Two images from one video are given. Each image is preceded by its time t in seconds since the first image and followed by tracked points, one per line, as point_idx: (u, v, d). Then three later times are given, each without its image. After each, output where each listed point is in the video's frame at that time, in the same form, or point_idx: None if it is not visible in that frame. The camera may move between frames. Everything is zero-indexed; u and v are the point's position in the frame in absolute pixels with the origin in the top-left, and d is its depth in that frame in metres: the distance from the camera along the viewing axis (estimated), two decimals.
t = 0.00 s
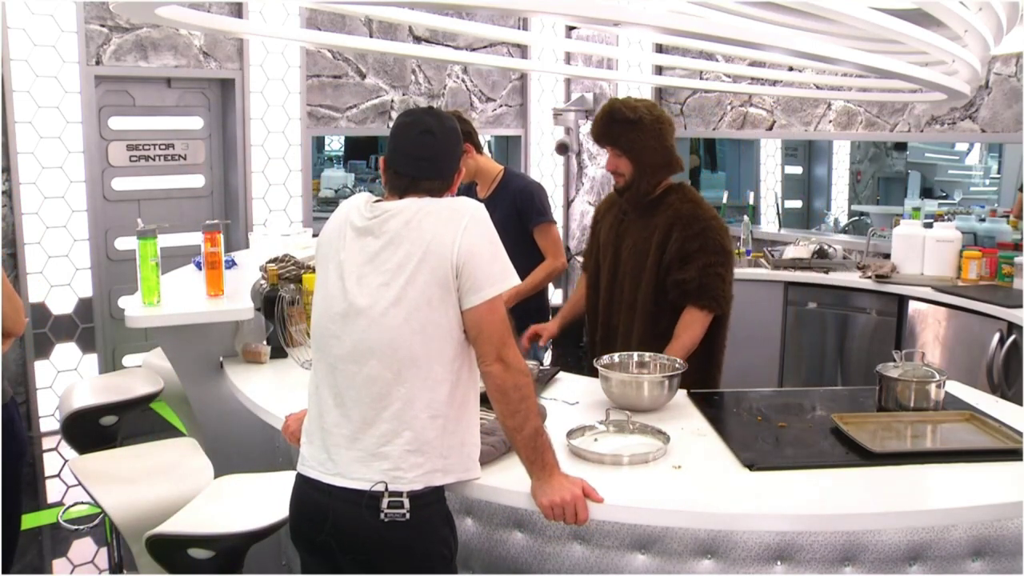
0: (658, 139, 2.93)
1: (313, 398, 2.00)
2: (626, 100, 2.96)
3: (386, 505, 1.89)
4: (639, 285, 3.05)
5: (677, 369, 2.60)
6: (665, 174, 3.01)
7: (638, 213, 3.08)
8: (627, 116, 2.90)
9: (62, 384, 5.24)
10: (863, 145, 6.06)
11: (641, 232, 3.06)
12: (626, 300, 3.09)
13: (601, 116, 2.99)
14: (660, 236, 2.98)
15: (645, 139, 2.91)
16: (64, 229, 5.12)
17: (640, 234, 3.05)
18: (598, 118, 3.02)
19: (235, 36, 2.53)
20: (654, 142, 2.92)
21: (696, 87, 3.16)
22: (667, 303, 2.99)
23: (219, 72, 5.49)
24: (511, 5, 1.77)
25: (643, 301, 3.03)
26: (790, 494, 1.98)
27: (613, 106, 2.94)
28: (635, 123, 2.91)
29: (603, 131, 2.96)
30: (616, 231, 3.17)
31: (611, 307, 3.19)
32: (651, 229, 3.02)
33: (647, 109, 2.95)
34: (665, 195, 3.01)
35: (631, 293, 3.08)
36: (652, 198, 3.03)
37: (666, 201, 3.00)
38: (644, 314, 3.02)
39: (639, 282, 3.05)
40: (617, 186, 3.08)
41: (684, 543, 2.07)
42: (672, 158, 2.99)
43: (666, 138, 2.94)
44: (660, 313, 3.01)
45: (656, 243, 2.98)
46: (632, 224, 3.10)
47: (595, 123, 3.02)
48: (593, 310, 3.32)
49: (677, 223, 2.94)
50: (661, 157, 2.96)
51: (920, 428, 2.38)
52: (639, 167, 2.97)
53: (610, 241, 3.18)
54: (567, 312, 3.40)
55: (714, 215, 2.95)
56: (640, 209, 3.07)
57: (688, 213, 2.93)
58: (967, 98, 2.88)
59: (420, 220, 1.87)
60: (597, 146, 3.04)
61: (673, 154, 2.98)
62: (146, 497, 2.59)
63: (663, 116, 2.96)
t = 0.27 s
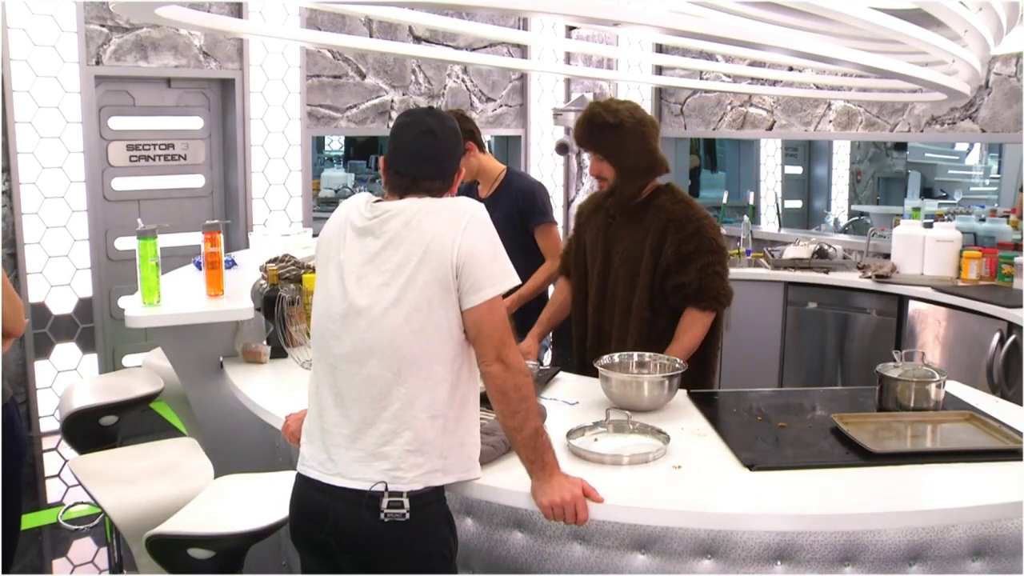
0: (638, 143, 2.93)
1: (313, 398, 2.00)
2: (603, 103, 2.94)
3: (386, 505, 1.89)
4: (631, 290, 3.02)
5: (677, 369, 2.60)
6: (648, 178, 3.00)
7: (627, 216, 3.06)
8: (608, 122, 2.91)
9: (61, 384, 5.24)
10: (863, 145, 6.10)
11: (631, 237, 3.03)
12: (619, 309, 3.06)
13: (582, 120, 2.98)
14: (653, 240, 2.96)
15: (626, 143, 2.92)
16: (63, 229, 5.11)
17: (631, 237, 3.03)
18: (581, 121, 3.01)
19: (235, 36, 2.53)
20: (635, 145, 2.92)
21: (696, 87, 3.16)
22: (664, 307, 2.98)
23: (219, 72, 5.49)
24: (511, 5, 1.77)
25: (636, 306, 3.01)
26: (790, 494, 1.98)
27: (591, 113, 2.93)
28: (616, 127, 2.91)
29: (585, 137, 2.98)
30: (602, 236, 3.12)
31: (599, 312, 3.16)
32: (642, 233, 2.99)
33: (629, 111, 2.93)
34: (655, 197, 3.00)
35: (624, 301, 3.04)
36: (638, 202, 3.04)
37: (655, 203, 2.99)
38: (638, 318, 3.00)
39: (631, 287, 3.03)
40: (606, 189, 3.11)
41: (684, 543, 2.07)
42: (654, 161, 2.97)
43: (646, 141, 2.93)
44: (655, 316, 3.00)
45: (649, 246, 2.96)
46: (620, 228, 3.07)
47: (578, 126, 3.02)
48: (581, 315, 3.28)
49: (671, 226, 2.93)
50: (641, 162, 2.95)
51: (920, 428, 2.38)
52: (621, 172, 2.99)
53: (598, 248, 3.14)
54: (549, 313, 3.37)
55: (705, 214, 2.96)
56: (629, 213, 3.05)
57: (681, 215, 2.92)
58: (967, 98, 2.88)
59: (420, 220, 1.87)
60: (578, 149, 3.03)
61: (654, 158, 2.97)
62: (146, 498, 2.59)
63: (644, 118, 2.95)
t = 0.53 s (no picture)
0: (614, 152, 2.90)
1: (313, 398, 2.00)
2: (577, 111, 2.90)
3: (386, 505, 1.89)
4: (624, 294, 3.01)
5: (677, 369, 2.60)
6: (628, 184, 2.98)
7: (615, 220, 3.04)
8: (579, 130, 2.87)
9: (61, 384, 5.24)
10: (863, 146, 6.36)
11: (622, 241, 3.01)
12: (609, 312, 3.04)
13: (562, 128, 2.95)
14: (646, 245, 2.94)
15: (600, 151, 2.90)
16: (63, 229, 5.11)
17: (622, 242, 3.01)
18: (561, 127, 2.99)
19: (235, 36, 2.53)
20: (609, 153, 2.90)
21: (696, 88, 3.16)
22: (663, 310, 2.98)
23: (219, 72, 5.49)
24: (511, 5, 1.77)
25: (631, 310, 2.99)
26: (790, 494, 1.98)
27: (566, 123, 2.90)
28: (587, 136, 2.89)
29: (564, 144, 2.97)
30: (592, 241, 3.10)
31: (589, 318, 3.13)
32: (634, 237, 2.97)
33: (604, 117, 2.87)
34: (644, 201, 2.99)
35: (616, 305, 3.02)
36: (625, 206, 3.03)
37: (645, 206, 2.97)
38: (633, 323, 2.99)
39: (624, 292, 3.01)
40: (591, 194, 3.12)
41: (684, 543, 2.07)
42: (634, 168, 2.95)
43: (623, 149, 2.90)
44: (652, 319, 2.99)
45: (642, 251, 2.95)
46: (611, 233, 3.04)
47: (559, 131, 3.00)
48: (570, 320, 3.25)
49: (665, 230, 2.91)
50: (618, 168, 2.93)
51: (920, 428, 2.38)
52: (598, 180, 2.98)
53: (588, 253, 3.11)
54: (543, 308, 3.37)
55: (695, 215, 2.95)
56: (618, 217, 3.03)
57: (674, 219, 2.91)
58: (967, 98, 2.88)
59: (419, 220, 1.87)
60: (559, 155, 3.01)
61: (634, 164, 2.94)
62: (146, 497, 2.59)
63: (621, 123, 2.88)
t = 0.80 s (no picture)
0: (605, 153, 2.88)
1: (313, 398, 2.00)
2: (566, 113, 2.88)
3: (386, 505, 1.89)
4: (620, 295, 3.01)
5: (677, 369, 2.60)
6: (619, 184, 2.98)
7: (609, 221, 3.03)
8: (569, 132, 2.85)
9: (61, 384, 5.24)
10: (863, 146, 6.31)
11: (617, 242, 3.01)
12: (604, 312, 3.04)
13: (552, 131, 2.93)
14: (641, 245, 2.94)
15: (592, 152, 2.88)
16: (63, 229, 5.11)
17: (617, 243, 3.00)
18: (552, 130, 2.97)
19: (235, 36, 2.53)
20: (599, 154, 2.88)
21: (696, 88, 3.16)
22: (661, 309, 2.99)
23: (219, 72, 5.50)
24: (511, 5, 1.77)
25: (627, 310, 2.99)
26: (790, 494, 1.98)
27: (555, 127, 2.88)
28: (578, 137, 2.87)
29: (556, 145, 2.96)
30: (587, 242, 3.09)
31: (584, 319, 3.13)
32: (629, 238, 2.98)
33: (593, 118, 2.86)
34: (638, 201, 2.99)
35: (612, 306, 3.02)
36: (619, 206, 3.03)
37: (639, 206, 2.98)
38: (629, 323, 2.99)
39: (620, 292, 3.01)
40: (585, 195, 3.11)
41: (684, 543, 2.07)
42: (625, 169, 2.94)
43: (613, 150, 2.88)
44: (651, 319, 3.00)
45: (637, 251, 2.95)
46: (605, 234, 3.04)
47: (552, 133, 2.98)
48: (566, 322, 3.24)
49: (659, 230, 2.92)
50: (609, 169, 2.92)
51: (920, 428, 2.38)
52: (591, 181, 2.97)
53: (582, 254, 3.11)
54: (544, 308, 3.37)
55: (689, 214, 2.95)
56: (611, 218, 3.03)
57: (667, 219, 2.91)
58: (967, 98, 2.88)
59: (420, 221, 1.87)
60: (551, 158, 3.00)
61: (625, 166, 2.93)
62: (146, 497, 2.59)
63: (611, 123, 2.87)
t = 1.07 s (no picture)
0: (602, 153, 2.88)
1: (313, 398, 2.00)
2: (564, 113, 2.88)
3: (386, 505, 1.89)
4: (620, 295, 3.01)
5: (677, 369, 2.60)
6: (617, 184, 2.98)
7: (609, 221, 3.03)
8: (567, 132, 2.85)
9: (61, 384, 5.24)
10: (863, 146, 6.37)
11: (616, 242, 3.01)
12: (604, 312, 3.04)
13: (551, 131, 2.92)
14: (640, 245, 2.94)
15: (591, 152, 2.87)
16: (63, 229, 5.11)
17: (617, 242, 3.00)
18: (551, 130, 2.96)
19: (234, 36, 2.53)
20: (597, 154, 2.87)
21: (696, 88, 3.16)
22: (662, 309, 2.99)
23: (219, 72, 5.50)
24: (511, 5, 1.77)
25: (627, 310, 2.99)
26: (790, 494, 1.98)
27: (553, 127, 2.87)
28: (576, 138, 2.86)
29: (555, 145, 2.95)
30: (587, 242, 3.09)
31: (584, 319, 3.13)
32: (628, 238, 2.98)
33: (591, 118, 2.86)
34: (637, 201, 2.99)
35: (612, 305, 3.02)
36: (618, 206, 3.02)
37: (638, 206, 2.98)
38: (629, 323, 2.98)
39: (620, 292, 3.01)
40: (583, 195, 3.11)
41: (684, 543, 2.07)
42: (622, 169, 2.94)
43: (611, 149, 2.88)
44: (651, 319, 3.00)
45: (636, 251, 2.95)
46: (604, 234, 3.04)
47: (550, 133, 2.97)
48: (567, 323, 3.24)
49: (658, 230, 2.91)
50: (607, 169, 2.92)
51: (920, 428, 2.38)
52: (590, 181, 2.97)
53: (582, 254, 3.11)
54: (544, 308, 3.37)
55: (688, 214, 2.95)
56: (610, 219, 3.03)
57: (666, 219, 2.91)
58: (967, 98, 2.88)
59: (421, 221, 1.87)
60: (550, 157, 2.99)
61: (622, 166, 2.93)
62: (146, 497, 2.59)
63: (609, 123, 2.87)
